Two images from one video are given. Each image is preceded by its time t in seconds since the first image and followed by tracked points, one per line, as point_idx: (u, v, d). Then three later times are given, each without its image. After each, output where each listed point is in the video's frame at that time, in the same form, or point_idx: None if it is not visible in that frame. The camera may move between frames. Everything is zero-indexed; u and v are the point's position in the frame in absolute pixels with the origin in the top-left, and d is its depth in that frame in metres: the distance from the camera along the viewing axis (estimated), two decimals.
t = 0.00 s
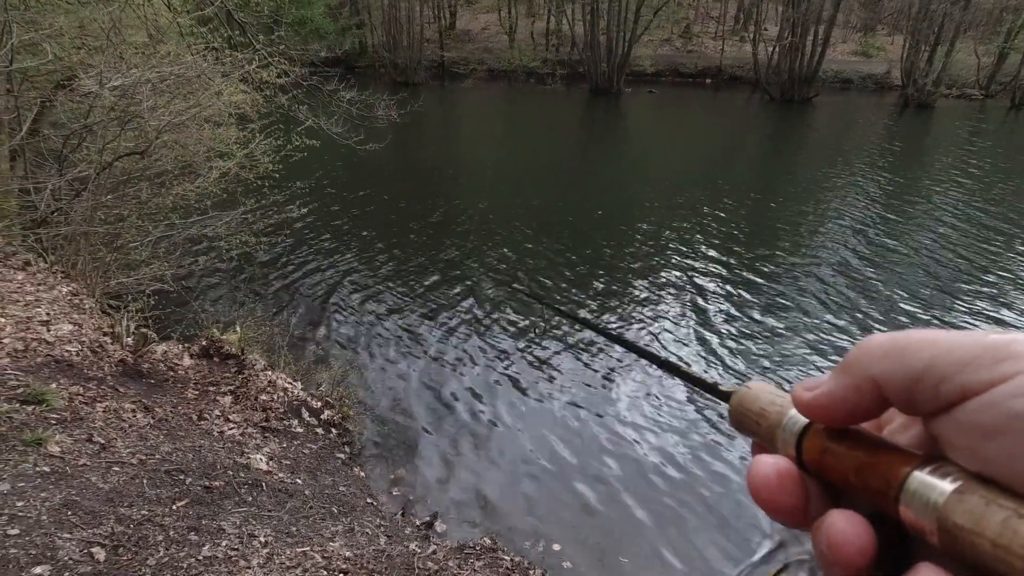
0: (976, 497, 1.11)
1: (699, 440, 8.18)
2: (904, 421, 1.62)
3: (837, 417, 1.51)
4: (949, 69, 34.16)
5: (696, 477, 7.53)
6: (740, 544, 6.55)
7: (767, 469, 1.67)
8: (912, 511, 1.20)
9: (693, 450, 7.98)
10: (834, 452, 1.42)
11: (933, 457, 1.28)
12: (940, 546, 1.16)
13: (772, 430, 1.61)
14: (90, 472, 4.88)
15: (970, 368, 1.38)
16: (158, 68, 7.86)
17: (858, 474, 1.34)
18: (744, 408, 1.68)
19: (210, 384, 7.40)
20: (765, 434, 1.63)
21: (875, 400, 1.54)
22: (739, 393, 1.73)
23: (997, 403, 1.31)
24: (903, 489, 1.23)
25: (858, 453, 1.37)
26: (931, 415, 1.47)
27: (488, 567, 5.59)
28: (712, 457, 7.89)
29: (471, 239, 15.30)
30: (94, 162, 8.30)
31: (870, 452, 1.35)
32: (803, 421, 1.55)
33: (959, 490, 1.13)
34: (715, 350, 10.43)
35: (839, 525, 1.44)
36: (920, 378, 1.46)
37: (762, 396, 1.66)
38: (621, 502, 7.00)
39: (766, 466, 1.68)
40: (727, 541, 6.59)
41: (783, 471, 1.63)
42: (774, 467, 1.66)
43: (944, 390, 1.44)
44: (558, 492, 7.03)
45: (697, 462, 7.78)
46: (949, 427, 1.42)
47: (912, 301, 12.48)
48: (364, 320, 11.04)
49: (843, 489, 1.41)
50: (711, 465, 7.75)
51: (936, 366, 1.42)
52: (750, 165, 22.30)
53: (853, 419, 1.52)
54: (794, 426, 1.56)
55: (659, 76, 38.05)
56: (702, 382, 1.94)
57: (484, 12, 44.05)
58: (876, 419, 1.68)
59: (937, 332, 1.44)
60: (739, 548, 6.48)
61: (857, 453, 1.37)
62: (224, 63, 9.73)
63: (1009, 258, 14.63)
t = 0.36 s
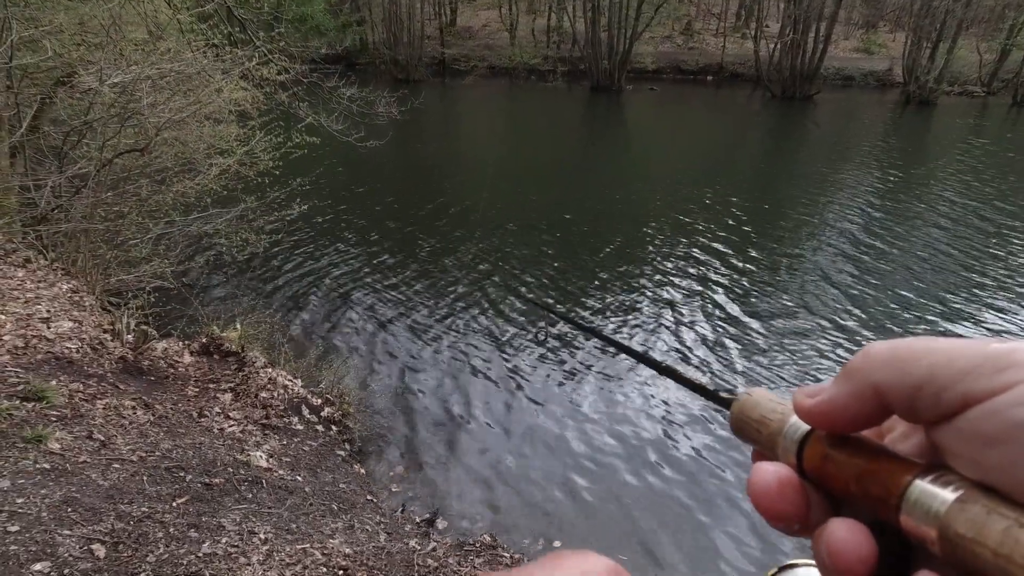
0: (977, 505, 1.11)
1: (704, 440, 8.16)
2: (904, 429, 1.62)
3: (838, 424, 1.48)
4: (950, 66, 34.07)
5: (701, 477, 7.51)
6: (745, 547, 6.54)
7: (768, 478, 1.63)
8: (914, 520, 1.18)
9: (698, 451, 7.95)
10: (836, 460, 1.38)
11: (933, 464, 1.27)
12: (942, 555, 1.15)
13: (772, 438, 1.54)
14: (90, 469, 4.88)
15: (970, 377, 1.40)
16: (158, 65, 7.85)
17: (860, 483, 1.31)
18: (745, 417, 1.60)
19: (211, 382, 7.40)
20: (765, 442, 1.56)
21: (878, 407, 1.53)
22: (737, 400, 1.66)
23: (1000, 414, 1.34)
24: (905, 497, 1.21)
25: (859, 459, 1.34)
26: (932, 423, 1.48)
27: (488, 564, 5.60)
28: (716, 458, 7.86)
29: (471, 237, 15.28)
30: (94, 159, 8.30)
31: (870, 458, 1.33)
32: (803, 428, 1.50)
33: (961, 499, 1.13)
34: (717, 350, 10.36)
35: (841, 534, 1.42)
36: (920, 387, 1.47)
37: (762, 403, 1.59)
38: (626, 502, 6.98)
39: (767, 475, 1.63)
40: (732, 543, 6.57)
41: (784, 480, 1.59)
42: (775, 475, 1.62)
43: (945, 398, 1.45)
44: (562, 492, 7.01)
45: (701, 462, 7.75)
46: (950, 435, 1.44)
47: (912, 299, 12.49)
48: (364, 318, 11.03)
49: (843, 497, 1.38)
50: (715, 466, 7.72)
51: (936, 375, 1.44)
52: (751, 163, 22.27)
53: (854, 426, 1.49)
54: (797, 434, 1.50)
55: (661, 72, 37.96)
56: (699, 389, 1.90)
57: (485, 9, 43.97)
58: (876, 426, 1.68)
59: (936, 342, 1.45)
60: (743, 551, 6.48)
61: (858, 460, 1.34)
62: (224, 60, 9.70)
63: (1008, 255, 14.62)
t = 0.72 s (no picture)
0: (977, 498, 1.12)
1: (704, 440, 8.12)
2: (906, 423, 1.64)
3: (839, 417, 1.52)
4: (948, 64, 34.09)
5: (701, 477, 7.48)
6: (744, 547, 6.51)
7: (769, 470, 1.69)
8: (913, 514, 1.20)
9: (698, 451, 7.92)
10: (837, 454, 1.41)
11: (935, 458, 1.28)
12: (942, 549, 1.16)
13: (773, 431, 1.60)
14: (89, 466, 4.89)
15: (973, 369, 1.40)
16: (154, 63, 7.83)
17: (862, 476, 1.33)
18: (745, 412, 1.66)
19: (209, 379, 7.41)
20: (767, 435, 1.62)
21: (879, 400, 1.55)
22: (740, 395, 1.71)
23: (1004, 405, 1.34)
24: (906, 491, 1.22)
25: (860, 453, 1.36)
26: (936, 415, 1.49)
27: (486, 561, 5.61)
28: (716, 458, 7.83)
29: (469, 234, 15.28)
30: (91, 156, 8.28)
31: (870, 452, 1.35)
32: (805, 421, 1.54)
33: (963, 492, 1.14)
34: (717, 349, 10.33)
35: (842, 527, 1.44)
36: (924, 379, 1.47)
37: (763, 397, 1.64)
38: (625, 501, 6.96)
39: (768, 467, 1.69)
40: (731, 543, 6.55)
41: (785, 472, 1.64)
42: (775, 467, 1.68)
43: (948, 391, 1.45)
44: (561, 490, 6.99)
45: (701, 462, 7.72)
46: (954, 428, 1.44)
47: (910, 297, 12.51)
48: (363, 315, 11.03)
49: (844, 492, 1.40)
50: (715, 466, 7.69)
51: (940, 368, 1.44)
52: (749, 160, 22.28)
53: (854, 420, 1.53)
54: (797, 428, 1.54)
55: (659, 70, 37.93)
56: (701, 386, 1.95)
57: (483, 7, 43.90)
58: (879, 421, 1.69)
59: (938, 334, 1.46)
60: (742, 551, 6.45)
61: (859, 454, 1.36)
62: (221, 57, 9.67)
63: (1005, 253, 14.66)
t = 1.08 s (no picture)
0: (984, 485, 1.14)
1: (707, 438, 8.10)
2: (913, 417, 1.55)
3: (841, 417, 1.50)
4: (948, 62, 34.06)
5: (704, 476, 7.46)
6: (746, 546, 6.50)
7: (774, 459, 1.67)
8: (917, 503, 1.22)
9: (701, 449, 7.90)
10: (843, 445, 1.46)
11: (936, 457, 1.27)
12: (946, 538, 1.18)
13: (777, 422, 1.66)
14: (89, 463, 4.90)
15: (972, 366, 1.30)
16: (152, 59, 7.80)
17: (867, 469, 1.39)
18: (749, 403, 1.72)
19: (209, 376, 7.41)
20: (770, 427, 1.69)
21: (880, 402, 1.48)
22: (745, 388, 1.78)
23: (1005, 401, 1.23)
24: (910, 479, 1.26)
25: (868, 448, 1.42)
26: (937, 414, 1.38)
27: (486, 557, 5.64)
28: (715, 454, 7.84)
29: (469, 231, 15.27)
30: (90, 152, 8.26)
31: (875, 444, 1.41)
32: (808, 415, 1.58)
33: (968, 481, 1.16)
34: (718, 346, 10.33)
35: (848, 517, 1.44)
36: (924, 378, 1.37)
37: (768, 388, 1.71)
38: (628, 499, 6.95)
39: (772, 457, 1.68)
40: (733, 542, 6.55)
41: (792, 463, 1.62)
42: (781, 457, 1.66)
43: (947, 391, 1.34)
44: (560, 486, 7.02)
45: (705, 461, 7.70)
46: (954, 426, 1.33)
47: (911, 294, 12.50)
48: (362, 312, 11.02)
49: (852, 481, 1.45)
50: (719, 464, 7.66)
51: (940, 367, 1.34)
52: (749, 158, 22.26)
53: (857, 420, 1.48)
54: (801, 420, 1.59)
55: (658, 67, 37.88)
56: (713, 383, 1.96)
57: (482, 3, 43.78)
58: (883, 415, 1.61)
59: (940, 331, 1.36)
60: (745, 550, 6.44)
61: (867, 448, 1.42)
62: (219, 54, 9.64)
63: (1005, 251, 14.65)
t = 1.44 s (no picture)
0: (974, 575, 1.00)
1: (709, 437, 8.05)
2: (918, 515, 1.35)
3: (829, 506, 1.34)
4: (952, 59, 33.96)
5: (706, 475, 7.43)
6: (748, 544, 6.48)
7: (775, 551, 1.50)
8: None
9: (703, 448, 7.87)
10: (835, 528, 1.29)
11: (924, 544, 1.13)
12: None
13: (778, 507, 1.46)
14: (93, 459, 4.91)
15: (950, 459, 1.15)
16: (155, 55, 7.82)
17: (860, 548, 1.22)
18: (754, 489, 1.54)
19: (212, 373, 7.43)
20: (773, 512, 1.48)
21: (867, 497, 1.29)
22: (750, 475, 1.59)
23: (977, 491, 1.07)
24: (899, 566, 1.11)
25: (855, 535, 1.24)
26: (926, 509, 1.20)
27: (488, 554, 5.65)
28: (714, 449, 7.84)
29: (471, 228, 15.27)
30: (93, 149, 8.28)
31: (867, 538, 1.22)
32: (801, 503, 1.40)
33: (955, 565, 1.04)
34: (717, 346, 10.26)
35: None
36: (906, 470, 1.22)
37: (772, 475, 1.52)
38: (630, 497, 6.94)
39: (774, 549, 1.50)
40: (735, 540, 6.53)
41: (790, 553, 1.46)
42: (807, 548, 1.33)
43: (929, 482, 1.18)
44: (561, 483, 7.02)
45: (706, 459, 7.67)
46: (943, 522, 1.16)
47: (913, 292, 12.47)
48: (365, 309, 11.04)
49: None
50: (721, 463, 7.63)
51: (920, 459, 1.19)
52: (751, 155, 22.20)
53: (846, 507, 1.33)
54: (796, 507, 1.40)
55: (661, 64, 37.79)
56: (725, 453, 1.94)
57: None
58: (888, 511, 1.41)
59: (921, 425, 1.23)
60: (746, 549, 6.42)
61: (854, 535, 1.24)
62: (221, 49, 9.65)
63: (1009, 249, 14.61)
